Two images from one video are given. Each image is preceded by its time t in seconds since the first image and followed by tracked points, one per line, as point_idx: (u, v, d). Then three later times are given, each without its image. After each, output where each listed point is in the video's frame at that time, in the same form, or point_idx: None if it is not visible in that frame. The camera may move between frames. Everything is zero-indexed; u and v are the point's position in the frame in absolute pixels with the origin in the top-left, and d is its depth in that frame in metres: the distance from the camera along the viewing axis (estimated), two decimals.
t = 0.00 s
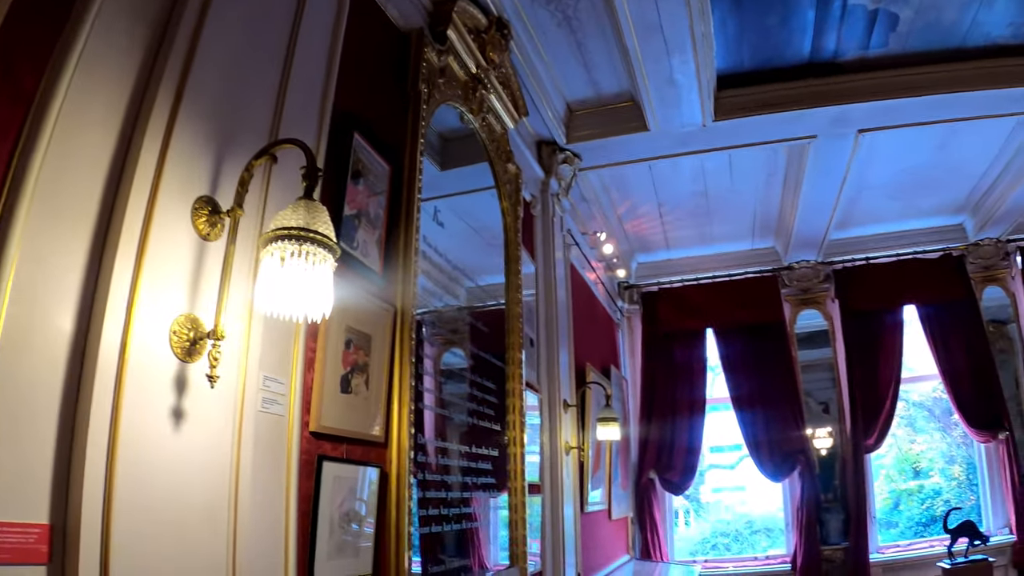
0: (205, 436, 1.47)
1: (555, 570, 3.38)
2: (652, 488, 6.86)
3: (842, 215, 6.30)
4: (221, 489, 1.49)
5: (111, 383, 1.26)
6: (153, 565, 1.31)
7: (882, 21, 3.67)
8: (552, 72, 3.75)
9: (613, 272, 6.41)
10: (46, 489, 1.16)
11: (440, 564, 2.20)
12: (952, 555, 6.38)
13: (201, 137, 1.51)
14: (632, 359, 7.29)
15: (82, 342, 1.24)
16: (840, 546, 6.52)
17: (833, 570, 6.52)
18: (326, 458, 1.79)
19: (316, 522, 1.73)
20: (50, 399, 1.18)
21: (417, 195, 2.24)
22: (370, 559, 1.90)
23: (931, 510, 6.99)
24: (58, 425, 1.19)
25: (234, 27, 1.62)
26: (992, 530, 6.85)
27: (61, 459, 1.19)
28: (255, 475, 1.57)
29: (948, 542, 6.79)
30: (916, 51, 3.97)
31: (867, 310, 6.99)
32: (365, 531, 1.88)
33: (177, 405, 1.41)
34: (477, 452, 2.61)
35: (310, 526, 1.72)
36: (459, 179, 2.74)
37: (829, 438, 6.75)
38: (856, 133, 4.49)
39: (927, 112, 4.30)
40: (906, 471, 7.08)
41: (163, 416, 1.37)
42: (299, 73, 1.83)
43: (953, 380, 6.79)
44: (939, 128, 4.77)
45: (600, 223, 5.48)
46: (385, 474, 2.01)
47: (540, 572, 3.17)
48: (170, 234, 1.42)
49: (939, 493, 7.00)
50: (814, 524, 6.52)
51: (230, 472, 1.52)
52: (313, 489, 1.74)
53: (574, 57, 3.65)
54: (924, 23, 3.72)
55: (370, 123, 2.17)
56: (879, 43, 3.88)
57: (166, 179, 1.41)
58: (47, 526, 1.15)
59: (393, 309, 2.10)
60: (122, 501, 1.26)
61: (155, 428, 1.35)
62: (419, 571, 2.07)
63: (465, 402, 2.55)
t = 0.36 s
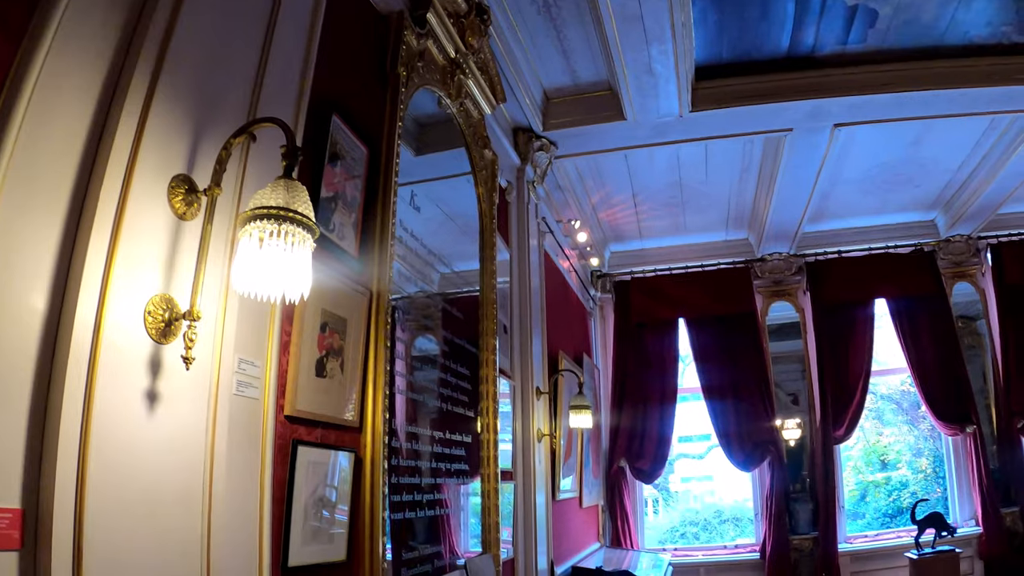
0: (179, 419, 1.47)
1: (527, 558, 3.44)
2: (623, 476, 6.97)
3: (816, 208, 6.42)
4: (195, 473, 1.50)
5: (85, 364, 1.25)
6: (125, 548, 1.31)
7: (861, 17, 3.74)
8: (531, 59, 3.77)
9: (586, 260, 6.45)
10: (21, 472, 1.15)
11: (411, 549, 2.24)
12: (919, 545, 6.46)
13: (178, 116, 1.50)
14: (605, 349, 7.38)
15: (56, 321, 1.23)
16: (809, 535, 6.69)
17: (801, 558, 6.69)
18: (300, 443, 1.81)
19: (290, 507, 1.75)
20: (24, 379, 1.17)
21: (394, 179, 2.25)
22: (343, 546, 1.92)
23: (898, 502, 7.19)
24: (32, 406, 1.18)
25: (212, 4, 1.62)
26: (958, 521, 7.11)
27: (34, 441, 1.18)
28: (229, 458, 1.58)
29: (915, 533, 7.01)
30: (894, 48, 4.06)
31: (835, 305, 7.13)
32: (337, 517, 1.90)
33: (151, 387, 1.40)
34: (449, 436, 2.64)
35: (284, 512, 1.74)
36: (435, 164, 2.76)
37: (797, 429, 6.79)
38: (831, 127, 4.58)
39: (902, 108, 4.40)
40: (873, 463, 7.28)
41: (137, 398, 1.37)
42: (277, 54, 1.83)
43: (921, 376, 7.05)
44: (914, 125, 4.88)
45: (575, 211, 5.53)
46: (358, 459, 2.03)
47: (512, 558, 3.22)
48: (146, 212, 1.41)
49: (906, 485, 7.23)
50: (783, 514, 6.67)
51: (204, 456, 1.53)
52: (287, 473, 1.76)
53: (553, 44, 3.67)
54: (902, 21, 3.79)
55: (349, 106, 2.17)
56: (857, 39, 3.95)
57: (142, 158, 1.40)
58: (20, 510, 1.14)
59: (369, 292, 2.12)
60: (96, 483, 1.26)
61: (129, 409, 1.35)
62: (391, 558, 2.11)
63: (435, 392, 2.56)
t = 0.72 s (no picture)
0: (162, 400, 1.46)
1: (506, 545, 3.48)
2: (601, 461, 7.06)
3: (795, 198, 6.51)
4: (178, 455, 1.50)
5: (68, 345, 1.24)
6: (109, 530, 1.31)
7: (845, 9, 3.79)
8: (514, 44, 3.77)
9: (566, 246, 6.49)
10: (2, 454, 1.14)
11: (392, 532, 2.28)
12: (895, 532, 6.58)
13: (161, 94, 1.50)
14: (585, 334, 7.48)
15: (37, 303, 1.21)
16: (787, 521, 6.80)
17: (778, 544, 6.77)
18: (281, 426, 1.81)
19: (271, 491, 1.75)
20: (6, 358, 1.15)
21: (376, 163, 2.26)
22: (323, 530, 1.94)
23: (874, 490, 7.38)
24: (14, 386, 1.17)
25: None
26: (934, 508, 7.35)
27: (15, 422, 1.17)
28: (212, 441, 1.59)
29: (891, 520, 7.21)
30: (877, 39, 4.12)
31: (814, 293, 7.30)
32: (318, 501, 1.91)
33: (134, 369, 1.39)
34: (428, 420, 2.67)
35: (265, 496, 1.74)
36: (417, 148, 2.77)
37: (776, 417, 7.05)
38: (813, 117, 4.64)
39: (884, 99, 4.48)
40: (850, 451, 7.44)
41: (120, 380, 1.36)
42: (261, 33, 1.83)
43: (901, 368, 7.24)
44: (894, 116, 4.96)
45: (555, 197, 5.55)
46: (339, 442, 2.04)
47: (491, 543, 3.27)
48: (129, 191, 1.40)
49: (882, 473, 7.42)
50: (761, 501, 6.79)
51: (187, 440, 1.52)
52: (269, 456, 1.77)
53: (537, 29, 3.68)
54: (886, 12, 3.84)
55: (332, 87, 2.18)
56: (841, 30, 4.01)
57: (125, 137, 1.39)
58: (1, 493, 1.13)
59: (351, 274, 2.13)
60: (77, 465, 1.25)
61: (111, 390, 1.34)
62: (372, 543, 2.14)
63: (414, 379, 2.57)
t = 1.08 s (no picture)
0: (146, 380, 1.45)
1: (489, 528, 3.53)
2: (583, 445, 7.16)
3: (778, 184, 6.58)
4: (162, 434, 1.49)
5: (51, 322, 1.23)
6: (95, 506, 1.30)
7: None
8: (499, 26, 3.77)
9: (548, 229, 6.52)
10: None
11: (375, 514, 2.31)
12: (875, 517, 6.73)
13: (146, 72, 1.50)
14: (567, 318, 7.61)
15: (19, 282, 1.20)
16: (767, 506, 6.96)
17: (759, 528, 6.96)
18: (265, 406, 1.81)
19: (256, 471, 1.75)
20: None
21: (361, 143, 2.26)
22: (308, 512, 1.94)
23: (854, 475, 7.51)
24: None
25: None
26: (912, 494, 7.45)
27: None
28: (196, 422, 1.58)
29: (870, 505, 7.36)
30: (861, 27, 4.16)
31: (795, 280, 7.42)
32: (302, 484, 1.91)
33: (118, 347, 1.38)
34: (411, 401, 2.71)
35: (250, 478, 1.74)
36: (402, 130, 2.78)
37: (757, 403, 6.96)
38: (797, 103, 4.68)
39: (868, 87, 4.53)
40: (830, 437, 7.57)
41: (104, 358, 1.35)
42: (246, 12, 1.83)
43: (881, 351, 7.36)
44: (879, 104, 5.02)
45: (539, 181, 5.57)
46: (323, 424, 2.04)
47: (473, 526, 3.32)
48: (112, 169, 1.40)
49: (862, 459, 7.54)
50: (742, 485, 6.93)
51: (171, 420, 1.52)
52: (254, 437, 1.77)
53: (522, 12, 3.68)
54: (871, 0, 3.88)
55: (317, 68, 2.18)
56: (826, 17, 4.04)
57: (109, 114, 1.39)
58: None
59: (334, 254, 2.14)
60: (62, 442, 1.24)
61: (95, 368, 1.33)
62: (355, 526, 2.17)
63: (397, 363, 2.60)
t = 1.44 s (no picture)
0: (124, 354, 1.44)
1: (469, 508, 3.56)
2: (565, 427, 7.23)
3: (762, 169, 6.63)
4: (142, 409, 1.48)
5: (30, 294, 1.22)
6: (74, 480, 1.29)
7: None
8: (485, 6, 3.75)
9: (532, 211, 6.52)
10: None
11: (356, 493, 2.33)
12: (854, 500, 6.88)
13: (127, 45, 1.48)
14: (550, 302, 7.60)
15: None
16: (747, 489, 7.10)
17: (740, 510, 7.10)
18: (246, 382, 1.80)
19: (237, 448, 1.74)
20: None
21: (344, 120, 2.25)
22: (289, 490, 1.93)
23: (834, 460, 7.62)
24: None
25: None
26: (893, 479, 7.60)
27: None
28: (176, 398, 1.56)
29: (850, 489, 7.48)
30: (847, 14, 4.19)
31: (778, 264, 7.50)
32: (283, 463, 1.91)
33: (96, 321, 1.37)
34: (393, 380, 2.73)
35: (230, 455, 1.73)
36: (385, 109, 2.77)
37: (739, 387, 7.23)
38: (783, 88, 4.71)
39: (853, 73, 4.57)
40: (811, 422, 7.67)
41: (81, 331, 1.34)
42: None
43: (863, 341, 7.46)
44: (866, 91, 5.07)
45: (522, 161, 5.57)
46: (304, 402, 2.04)
47: (455, 506, 3.35)
48: (91, 141, 1.39)
49: (841, 444, 7.66)
50: (723, 468, 7.04)
51: (150, 395, 1.50)
52: (234, 413, 1.76)
53: None
54: None
55: (299, 43, 2.16)
56: (812, 3, 4.06)
57: (89, 86, 1.38)
58: None
59: (315, 230, 2.13)
60: (41, 414, 1.23)
61: (74, 340, 1.31)
62: (336, 506, 2.18)
63: (379, 341, 2.62)
